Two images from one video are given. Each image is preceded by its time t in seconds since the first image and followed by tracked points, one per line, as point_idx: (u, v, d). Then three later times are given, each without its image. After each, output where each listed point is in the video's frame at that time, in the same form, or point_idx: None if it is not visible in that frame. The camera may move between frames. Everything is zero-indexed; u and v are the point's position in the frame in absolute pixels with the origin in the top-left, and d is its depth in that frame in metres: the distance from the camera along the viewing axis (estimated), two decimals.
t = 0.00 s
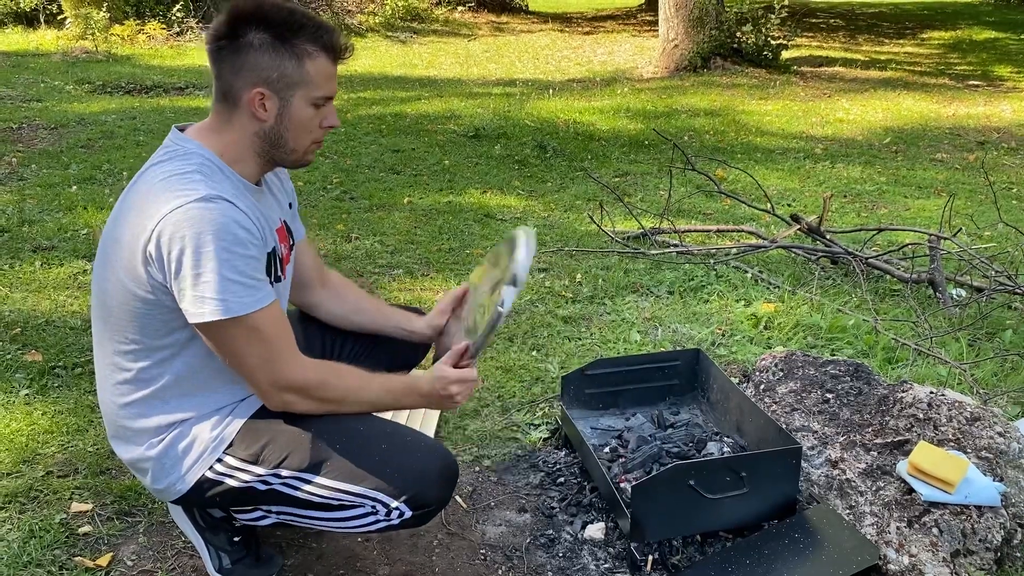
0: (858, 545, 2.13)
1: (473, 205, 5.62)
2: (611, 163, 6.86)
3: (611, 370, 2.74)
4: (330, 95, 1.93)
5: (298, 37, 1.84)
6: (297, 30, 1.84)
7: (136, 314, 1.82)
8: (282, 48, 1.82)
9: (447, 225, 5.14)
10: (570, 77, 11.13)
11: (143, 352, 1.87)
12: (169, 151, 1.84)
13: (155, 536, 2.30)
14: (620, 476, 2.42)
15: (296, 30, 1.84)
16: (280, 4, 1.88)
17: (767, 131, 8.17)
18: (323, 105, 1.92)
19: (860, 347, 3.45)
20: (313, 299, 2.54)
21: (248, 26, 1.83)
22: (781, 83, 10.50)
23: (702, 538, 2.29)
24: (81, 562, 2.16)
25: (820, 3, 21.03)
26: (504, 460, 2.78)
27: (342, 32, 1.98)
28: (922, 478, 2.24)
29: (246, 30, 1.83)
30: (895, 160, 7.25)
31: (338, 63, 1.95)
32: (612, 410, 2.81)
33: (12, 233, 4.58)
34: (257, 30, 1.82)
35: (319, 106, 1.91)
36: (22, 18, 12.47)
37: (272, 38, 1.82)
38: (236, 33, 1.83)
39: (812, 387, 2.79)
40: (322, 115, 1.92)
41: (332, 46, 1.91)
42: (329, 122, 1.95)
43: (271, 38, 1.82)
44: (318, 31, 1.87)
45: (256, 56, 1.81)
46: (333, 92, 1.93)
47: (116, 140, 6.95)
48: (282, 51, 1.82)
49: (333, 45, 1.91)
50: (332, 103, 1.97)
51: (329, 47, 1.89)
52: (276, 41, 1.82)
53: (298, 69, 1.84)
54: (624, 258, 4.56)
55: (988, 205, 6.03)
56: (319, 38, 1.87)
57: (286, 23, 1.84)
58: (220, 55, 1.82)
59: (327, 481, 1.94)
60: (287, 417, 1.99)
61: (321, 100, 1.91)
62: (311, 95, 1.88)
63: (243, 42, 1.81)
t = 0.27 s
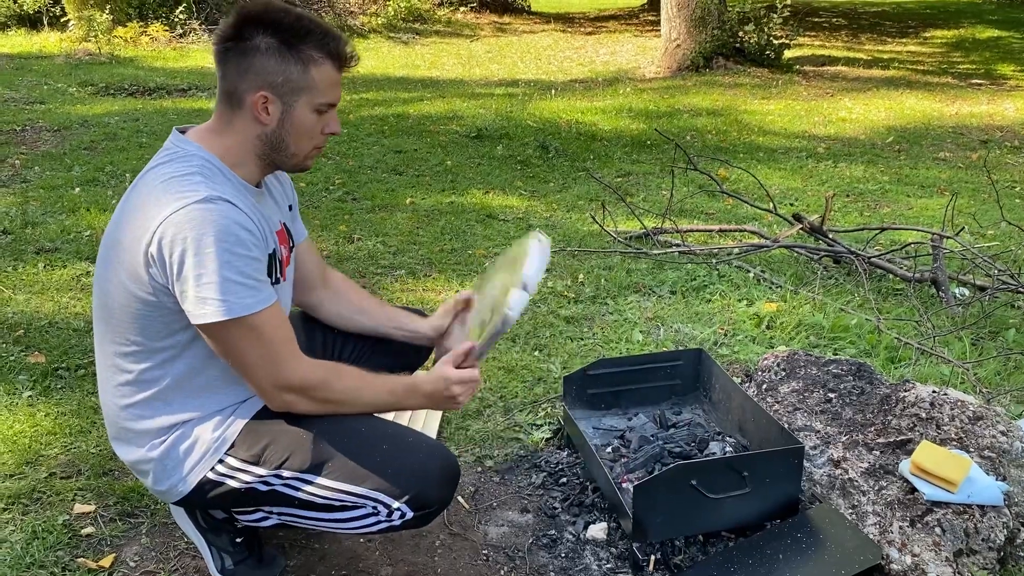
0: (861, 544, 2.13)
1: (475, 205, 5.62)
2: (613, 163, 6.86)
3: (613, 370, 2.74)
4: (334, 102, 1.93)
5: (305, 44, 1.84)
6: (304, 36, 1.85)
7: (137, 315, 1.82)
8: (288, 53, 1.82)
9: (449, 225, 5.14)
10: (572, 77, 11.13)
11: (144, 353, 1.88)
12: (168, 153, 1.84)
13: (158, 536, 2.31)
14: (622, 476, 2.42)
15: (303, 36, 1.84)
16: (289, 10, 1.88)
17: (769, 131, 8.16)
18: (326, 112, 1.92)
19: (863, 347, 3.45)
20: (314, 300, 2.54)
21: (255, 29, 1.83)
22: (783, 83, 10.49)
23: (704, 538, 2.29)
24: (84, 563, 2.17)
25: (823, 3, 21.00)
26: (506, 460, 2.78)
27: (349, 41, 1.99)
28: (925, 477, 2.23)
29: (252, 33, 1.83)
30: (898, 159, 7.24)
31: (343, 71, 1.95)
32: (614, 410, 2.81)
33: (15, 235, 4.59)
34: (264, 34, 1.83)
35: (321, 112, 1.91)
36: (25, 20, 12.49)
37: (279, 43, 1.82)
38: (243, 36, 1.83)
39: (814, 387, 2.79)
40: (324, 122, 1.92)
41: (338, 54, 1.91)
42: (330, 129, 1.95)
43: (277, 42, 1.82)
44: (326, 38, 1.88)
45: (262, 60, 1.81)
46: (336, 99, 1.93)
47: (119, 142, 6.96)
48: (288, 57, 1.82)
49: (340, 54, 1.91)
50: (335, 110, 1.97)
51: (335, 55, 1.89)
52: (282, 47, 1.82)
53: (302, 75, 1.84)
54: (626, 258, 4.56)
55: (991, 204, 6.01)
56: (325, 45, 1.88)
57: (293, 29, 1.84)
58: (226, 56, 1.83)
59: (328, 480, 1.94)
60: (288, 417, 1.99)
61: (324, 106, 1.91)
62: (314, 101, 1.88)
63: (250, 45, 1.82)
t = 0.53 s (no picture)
0: (865, 546, 2.13)
1: (478, 206, 5.63)
2: (616, 163, 6.86)
3: (615, 370, 2.74)
4: (331, 106, 1.93)
5: (301, 48, 1.84)
6: (301, 40, 1.84)
7: (135, 320, 1.83)
8: (284, 57, 1.82)
9: (452, 226, 5.15)
10: (575, 77, 11.13)
11: (144, 358, 1.88)
12: (164, 157, 1.85)
13: (162, 539, 2.31)
14: (625, 478, 2.42)
15: (300, 40, 1.84)
16: (287, 14, 1.88)
17: (772, 130, 8.16)
18: (323, 115, 1.92)
19: (866, 347, 3.45)
20: (317, 303, 2.54)
21: (251, 33, 1.83)
22: (786, 82, 10.48)
23: (708, 539, 2.30)
24: (89, 566, 2.17)
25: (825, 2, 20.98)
26: (509, 462, 2.78)
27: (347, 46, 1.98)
28: (928, 478, 2.23)
29: (248, 36, 1.83)
30: (901, 158, 7.24)
31: (340, 76, 1.95)
32: (616, 412, 2.81)
33: (20, 238, 4.60)
34: (261, 38, 1.83)
35: (318, 116, 1.91)
36: (28, 22, 12.52)
37: (275, 46, 1.82)
38: (239, 39, 1.84)
39: (817, 387, 2.78)
40: (321, 125, 1.93)
41: (335, 58, 1.91)
42: (326, 132, 1.95)
43: (273, 46, 1.82)
44: (323, 42, 1.87)
45: (258, 64, 1.81)
46: (333, 103, 1.93)
47: (122, 144, 6.98)
48: (284, 61, 1.82)
49: (337, 57, 1.91)
50: (332, 114, 1.97)
51: (332, 59, 1.89)
52: (278, 51, 1.82)
53: (299, 79, 1.84)
54: (629, 259, 4.56)
55: (994, 203, 6.01)
56: (322, 49, 1.87)
57: (289, 33, 1.84)
58: (222, 58, 1.83)
59: (331, 483, 1.94)
60: (291, 420, 2.00)
61: (320, 111, 1.91)
62: (311, 105, 1.88)
63: (245, 48, 1.82)
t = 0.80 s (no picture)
0: (869, 547, 2.12)
1: (481, 206, 5.63)
2: (619, 162, 6.85)
3: (618, 371, 2.73)
4: (327, 104, 1.92)
5: (295, 46, 1.84)
6: (295, 38, 1.84)
7: (136, 323, 1.83)
8: (278, 56, 1.82)
9: (455, 227, 5.14)
10: (578, 77, 11.12)
11: (145, 360, 1.88)
12: (164, 160, 1.85)
13: (165, 542, 2.31)
14: (628, 480, 2.41)
15: (293, 38, 1.84)
16: (281, 13, 1.88)
17: (776, 129, 8.14)
18: (319, 113, 1.92)
19: (870, 347, 3.44)
20: (319, 304, 2.54)
21: (245, 33, 1.83)
22: (790, 81, 10.46)
23: (712, 541, 2.29)
24: (91, 569, 2.17)
25: None
26: (512, 463, 2.78)
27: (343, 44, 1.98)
28: (933, 480, 2.22)
29: (242, 37, 1.83)
30: (906, 157, 7.22)
31: (336, 74, 1.94)
32: (620, 413, 2.80)
33: (23, 240, 4.61)
34: (254, 38, 1.83)
35: (315, 114, 1.90)
36: (32, 24, 12.53)
37: (269, 45, 1.82)
38: (233, 40, 1.83)
39: (822, 388, 2.77)
40: (318, 124, 1.92)
41: (330, 55, 1.90)
42: (324, 130, 1.94)
43: (267, 46, 1.82)
44: (317, 40, 1.87)
45: (252, 64, 1.81)
46: (330, 101, 1.92)
47: (125, 146, 6.98)
48: (279, 60, 1.82)
49: (332, 54, 1.90)
50: (330, 113, 1.96)
51: (327, 56, 1.88)
52: (272, 50, 1.82)
53: (294, 77, 1.83)
54: (632, 259, 4.55)
55: (999, 202, 5.98)
56: (316, 47, 1.87)
57: (283, 31, 1.84)
58: (217, 60, 1.84)
59: (334, 485, 1.94)
60: (294, 422, 2.00)
61: (317, 109, 1.90)
62: (306, 104, 1.87)
63: (239, 49, 1.82)
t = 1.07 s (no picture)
0: (876, 550, 2.10)
1: (485, 207, 5.62)
2: (624, 162, 6.84)
3: (623, 373, 2.72)
4: (334, 106, 1.92)
5: (301, 48, 1.83)
6: (301, 40, 1.83)
7: (143, 324, 1.82)
8: (285, 58, 1.81)
9: (459, 227, 5.13)
10: (582, 76, 11.11)
11: (150, 363, 1.88)
12: (172, 160, 1.84)
13: (169, 545, 2.31)
14: (634, 482, 2.40)
15: (300, 39, 1.83)
16: (286, 15, 1.87)
17: (780, 128, 8.12)
18: (327, 115, 1.91)
19: (876, 347, 3.42)
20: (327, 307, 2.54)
21: (251, 35, 1.83)
22: (794, 79, 10.43)
23: (718, 544, 2.27)
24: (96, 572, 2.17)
25: None
26: (517, 465, 2.77)
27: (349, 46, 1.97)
28: (940, 481, 2.21)
29: (250, 39, 1.82)
30: (911, 155, 7.19)
31: (342, 76, 1.94)
32: (625, 415, 2.79)
33: (28, 242, 4.61)
34: (261, 40, 1.82)
35: (322, 115, 1.90)
36: (37, 26, 12.54)
37: (276, 47, 1.82)
38: (240, 42, 1.83)
39: (828, 389, 2.76)
40: (326, 126, 1.91)
41: (337, 56, 1.90)
42: (332, 132, 1.94)
43: (274, 47, 1.82)
44: (323, 41, 1.86)
45: (259, 66, 1.80)
46: (337, 102, 1.92)
47: (130, 147, 6.99)
48: (286, 61, 1.81)
49: (339, 55, 1.90)
50: (337, 115, 1.96)
51: (334, 57, 1.88)
52: (279, 52, 1.81)
53: (301, 79, 1.83)
54: (637, 259, 4.54)
55: (1006, 200, 5.96)
56: (323, 48, 1.86)
57: (290, 33, 1.83)
58: (224, 62, 1.83)
59: (339, 488, 1.94)
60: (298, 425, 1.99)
61: (324, 110, 1.89)
62: (314, 105, 1.87)
63: (247, 51, 1.81)
